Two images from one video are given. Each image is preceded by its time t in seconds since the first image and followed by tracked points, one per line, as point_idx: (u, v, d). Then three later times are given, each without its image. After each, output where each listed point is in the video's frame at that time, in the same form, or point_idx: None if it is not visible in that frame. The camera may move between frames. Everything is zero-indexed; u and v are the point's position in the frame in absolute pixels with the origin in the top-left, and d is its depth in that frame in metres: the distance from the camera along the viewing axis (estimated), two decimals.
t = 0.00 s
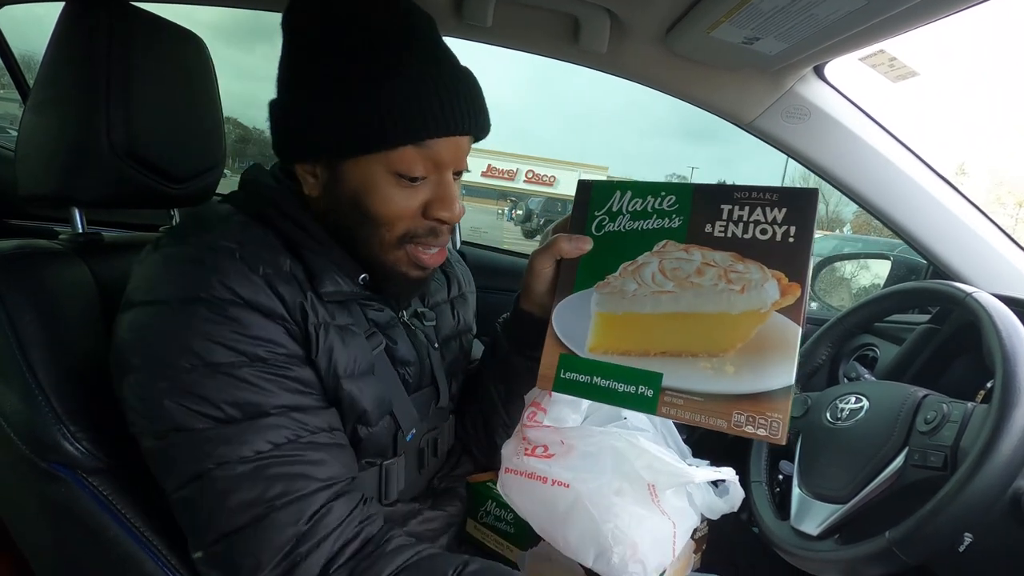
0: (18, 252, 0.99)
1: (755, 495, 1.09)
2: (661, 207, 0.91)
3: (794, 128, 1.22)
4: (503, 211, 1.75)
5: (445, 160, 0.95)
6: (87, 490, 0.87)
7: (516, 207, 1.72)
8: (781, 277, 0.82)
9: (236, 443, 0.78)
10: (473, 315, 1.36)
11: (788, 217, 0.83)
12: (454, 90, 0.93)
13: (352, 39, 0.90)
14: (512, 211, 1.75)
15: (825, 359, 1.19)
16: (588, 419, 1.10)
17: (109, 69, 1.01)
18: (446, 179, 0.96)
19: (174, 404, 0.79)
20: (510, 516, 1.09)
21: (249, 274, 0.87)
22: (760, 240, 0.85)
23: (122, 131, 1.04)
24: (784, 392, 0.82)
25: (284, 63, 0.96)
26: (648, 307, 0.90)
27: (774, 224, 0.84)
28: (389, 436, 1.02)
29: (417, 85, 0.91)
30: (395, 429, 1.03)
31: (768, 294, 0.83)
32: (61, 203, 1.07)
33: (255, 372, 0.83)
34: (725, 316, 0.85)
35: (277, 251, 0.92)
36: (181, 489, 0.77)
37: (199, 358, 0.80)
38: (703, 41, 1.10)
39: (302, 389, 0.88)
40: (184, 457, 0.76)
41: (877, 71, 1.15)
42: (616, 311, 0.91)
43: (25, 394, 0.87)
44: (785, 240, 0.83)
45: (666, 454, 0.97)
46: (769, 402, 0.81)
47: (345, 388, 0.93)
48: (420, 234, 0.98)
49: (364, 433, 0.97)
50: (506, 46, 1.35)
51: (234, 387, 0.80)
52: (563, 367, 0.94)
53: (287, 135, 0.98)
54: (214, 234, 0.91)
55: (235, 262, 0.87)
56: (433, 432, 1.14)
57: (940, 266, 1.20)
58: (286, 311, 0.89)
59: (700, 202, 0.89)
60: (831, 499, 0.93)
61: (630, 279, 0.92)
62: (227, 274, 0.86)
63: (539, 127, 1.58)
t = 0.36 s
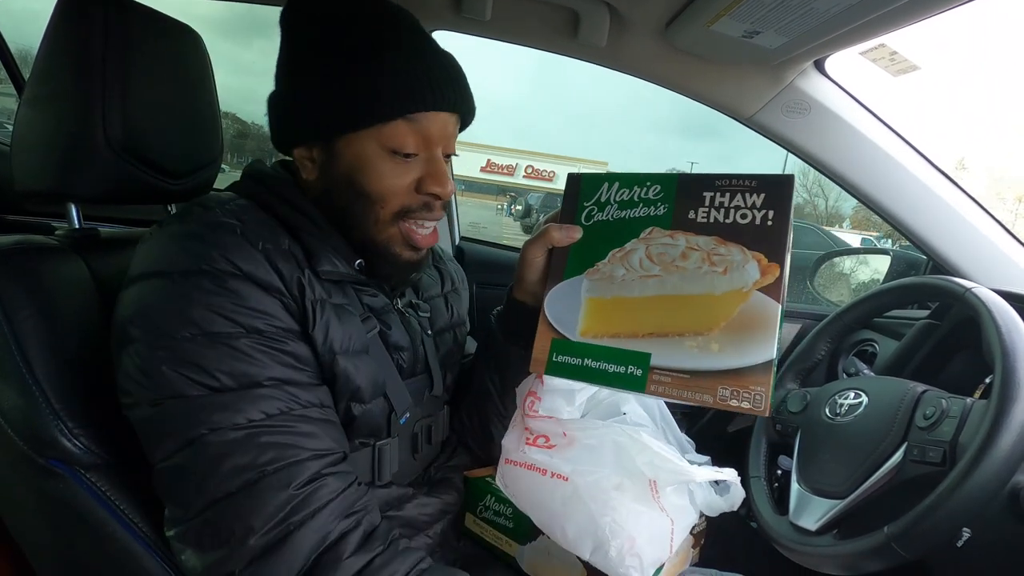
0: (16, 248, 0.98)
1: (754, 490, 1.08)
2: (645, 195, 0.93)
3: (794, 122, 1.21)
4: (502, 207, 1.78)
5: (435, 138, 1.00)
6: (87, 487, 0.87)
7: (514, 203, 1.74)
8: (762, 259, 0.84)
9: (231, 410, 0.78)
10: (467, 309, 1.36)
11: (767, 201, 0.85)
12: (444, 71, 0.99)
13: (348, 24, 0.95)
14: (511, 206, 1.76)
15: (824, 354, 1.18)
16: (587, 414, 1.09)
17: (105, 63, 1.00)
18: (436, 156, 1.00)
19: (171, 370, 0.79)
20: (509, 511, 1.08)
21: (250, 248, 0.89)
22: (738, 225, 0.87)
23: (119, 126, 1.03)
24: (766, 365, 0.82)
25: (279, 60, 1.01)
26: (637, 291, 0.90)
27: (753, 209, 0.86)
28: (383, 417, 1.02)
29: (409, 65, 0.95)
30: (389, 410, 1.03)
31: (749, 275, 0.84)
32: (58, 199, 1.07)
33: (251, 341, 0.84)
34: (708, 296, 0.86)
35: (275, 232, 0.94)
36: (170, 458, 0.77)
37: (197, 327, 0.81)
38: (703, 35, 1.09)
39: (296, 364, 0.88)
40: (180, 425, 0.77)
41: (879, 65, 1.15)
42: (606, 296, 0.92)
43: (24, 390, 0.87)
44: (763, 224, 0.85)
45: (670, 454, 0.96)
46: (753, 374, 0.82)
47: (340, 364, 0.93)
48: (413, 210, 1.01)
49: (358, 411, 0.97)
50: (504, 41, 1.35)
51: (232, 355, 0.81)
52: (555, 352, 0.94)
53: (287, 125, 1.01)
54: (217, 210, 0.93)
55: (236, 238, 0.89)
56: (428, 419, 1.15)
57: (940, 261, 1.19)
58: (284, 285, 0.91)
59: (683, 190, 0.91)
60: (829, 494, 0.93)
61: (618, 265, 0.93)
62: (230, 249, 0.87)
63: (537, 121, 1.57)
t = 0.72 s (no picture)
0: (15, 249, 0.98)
1: (753, 490, 1.08)
2: (649, 194, 0.93)
3: (792, 123, 1.21)
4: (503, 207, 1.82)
5: (414, 120, 1.04)
6: (86, 488, 0.87)
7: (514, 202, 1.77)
8: (765, 256, 0.84)
9: (221, 419, 0.78)
10: (467, 306, 1.36)
11: (769, 199, 0.85)
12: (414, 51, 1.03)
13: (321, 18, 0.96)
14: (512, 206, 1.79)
15: (823, 355, 1.18)
16: (587, 414, 1.10)
17: (105, 63, 1.00)
18: (419, 140, 1.04)
19: (165, 382, 0.79)
20: (508, 512, 1.08)
21: (237, 255, 0.89)
22: (741, 223, 0.87)
23: (119, 127, 1.03)
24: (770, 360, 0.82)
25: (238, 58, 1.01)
26: (640, 288, 0.91)
27: (756, 207, 0.86)
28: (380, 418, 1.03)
29: (389, 51, 0.99)
30: (386, 411, 1.03)
31: (751, 272, 0.84)
32: (57, 199, 1.07)
33: (241, 349, 0.84)
34: (712, 294, 0.86)
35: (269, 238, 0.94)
36: (163, 468, 0.77)
37: (188, 337, 0.82)
38: (702, 36, 1.09)
39: (290, 370, 0.89)
40: (172, 436, 0.77)
41: (877, 66, 1.15)
42: (609, 292, 0.93)
43: (22, 391, 0.86)
44: (766, 222, 0.85)
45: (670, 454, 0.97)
46: (755, 371, 0.82)
47: (335, 366, 0.94)
48: (409, 195, 1.05)
49: (353, 415, 0.98)
50: (504, 41, 1.35)
51: (222, 364, 0.81)
52: (559, 348, 0.94)
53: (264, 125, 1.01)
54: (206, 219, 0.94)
55: (225, 246, 0.89)
56: (427, 419, 1.15)
57: (938, 262, 1.19)
58: (273, 291, 0.91)
59: (687, 188, 0.91)
60: (828, 494, 0.93)
61: (622, 262, 0.93)
62: (220, 256, 0.88)
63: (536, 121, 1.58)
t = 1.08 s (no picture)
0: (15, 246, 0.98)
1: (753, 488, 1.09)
2: (649, 189, 0.92)
3: (794, 122, 1.21)
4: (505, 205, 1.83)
5: (399, 113, 0.96)
6: (87, 485, 0.87)
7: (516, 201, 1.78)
8: (766, 255, 0.85)
9: (222, 489, 0.77)
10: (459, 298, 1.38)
11: (770, 197, 0.86)
12: (383, 34, 0.92)
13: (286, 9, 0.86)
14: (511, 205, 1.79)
15: (825, 354, 1.18)
16: (591, 411, 1.10)
17: (104, 61, 1.00)
18: (406, 135, 0.97)
19: (161, 452, 0.77)
20: (510, 508, 1.10)
21: (230, 305, 0.83)
22: (743, 221, 0.87)
23: (119, 125, 1.03)
24: (771, 359, 0.83)
25: (197, 54, 0.92)
26: (641, 285, 0.90)
27: (757, 205, 0.86)
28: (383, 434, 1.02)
29: (359, 41, 0.88)
30: (387, 425, 1.02)
31: (753, 271, 0.85)
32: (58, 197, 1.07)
33: (241, 410, 0.80)
34: (713, 292, 0.87)
35: (263, 268, 0.89)
36: (166, 535, 0.77)
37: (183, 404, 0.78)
38: (703, 34, 1.09)
39: (292, 421, 0.86)
40: (173, 504, 0.76)
41: (879, 65, 1.15)
42: (611, 288, 0.92)
43: (23, 388, 0.86)
44: (767, 220, 0.85)
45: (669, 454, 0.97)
46: (759, 368, 0.84)
47: (338, 402, 0.91)
48: (406, 196, 0.98)
49: (359, 442, 0.96)
50: (505, 40, 1.35)
51: (221, 429, 0.78)
52: (561, 344, 0.94)
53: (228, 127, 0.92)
54: (188, 260, 0.86)
55: (216, 296, 0.82)
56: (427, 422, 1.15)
57: (939, 260, 1.19)
58: (275, 339, 0.85)
59: (688, 183, 0.90)
60: (828, 493, 0.93)
61: (622, 257, 0.93)
62: (212, 311, 0.81)
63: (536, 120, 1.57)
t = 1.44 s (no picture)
0: (13, 245, 0.98)
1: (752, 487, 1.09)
2: (636, 173, 0.92)
3: (793, 122, 1.21)
4: (500, 206, 1.80)
5: (403, 133, 0.93)
6: (84, 487, 0.87)
7: (513, 201, 1.72)
8: (759, 226, 0.88)
9: (220, 512, 0.77)
10: (457, 299, 1.38)
11: (755, 169, 0.88)
12: (382, 35, 0.89)
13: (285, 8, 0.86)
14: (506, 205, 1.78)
15: (823, 353, 1.18)
16: (590, 409, 1.10)
17: (104, 60, 1.00)
18: (409, 155, 0.94)
19: (156, 475, 0.77)
20: (508, 507, 1.11)
21: (228, 323, 0.82)
22: (733, 194, 0.89)
23: (119, 124, 1.03)
24: (773, 327, 0.88)
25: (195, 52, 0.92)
26: (642, 271, 0.91)
27: (743, 178, 0.89)
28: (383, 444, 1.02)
29: (362, 42, 0.87)
30: (387, 435, 1.02)
31: (749, 243, 0.88)
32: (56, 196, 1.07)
33: (239, 432, 0.81)
34: (714, 269, 0.89)
35: (262, 280, 0.89)
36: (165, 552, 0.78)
37: (179, 427, 0.77)
38: (702, 33, 1.09)
39: (291, 440, 0.86)
40: (170, 526, 0.77)
41: (877, 64, 1.15)
42: (614, 280, 0.92)
43: (20, 388, 0.86)
44: (755, 192, 0.88)
45: (666, 454, 0.97)
46: (765, 336, 0.88)
47: (338, 417, 0.91)
48: (400, 218, 0.97)
49: (360, 456, 0.97)
50: (503, 39, 1.35)
51: (219, 452, 0.79)
52: (572, 343, 0.94)
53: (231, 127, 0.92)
54: (184, 274, 0.86)
55: (213, 314, 0.82)
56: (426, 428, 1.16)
57: (938, 260, 1.19)
58: (275, 358, 0.85)
59: (674, 165, 0.90)
60: (827, 492, 0.94)
61: (619, 247, 0.93)
62: (208, 330, 0.81)
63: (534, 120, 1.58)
